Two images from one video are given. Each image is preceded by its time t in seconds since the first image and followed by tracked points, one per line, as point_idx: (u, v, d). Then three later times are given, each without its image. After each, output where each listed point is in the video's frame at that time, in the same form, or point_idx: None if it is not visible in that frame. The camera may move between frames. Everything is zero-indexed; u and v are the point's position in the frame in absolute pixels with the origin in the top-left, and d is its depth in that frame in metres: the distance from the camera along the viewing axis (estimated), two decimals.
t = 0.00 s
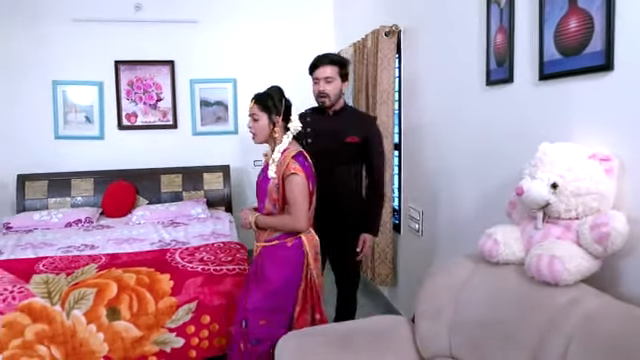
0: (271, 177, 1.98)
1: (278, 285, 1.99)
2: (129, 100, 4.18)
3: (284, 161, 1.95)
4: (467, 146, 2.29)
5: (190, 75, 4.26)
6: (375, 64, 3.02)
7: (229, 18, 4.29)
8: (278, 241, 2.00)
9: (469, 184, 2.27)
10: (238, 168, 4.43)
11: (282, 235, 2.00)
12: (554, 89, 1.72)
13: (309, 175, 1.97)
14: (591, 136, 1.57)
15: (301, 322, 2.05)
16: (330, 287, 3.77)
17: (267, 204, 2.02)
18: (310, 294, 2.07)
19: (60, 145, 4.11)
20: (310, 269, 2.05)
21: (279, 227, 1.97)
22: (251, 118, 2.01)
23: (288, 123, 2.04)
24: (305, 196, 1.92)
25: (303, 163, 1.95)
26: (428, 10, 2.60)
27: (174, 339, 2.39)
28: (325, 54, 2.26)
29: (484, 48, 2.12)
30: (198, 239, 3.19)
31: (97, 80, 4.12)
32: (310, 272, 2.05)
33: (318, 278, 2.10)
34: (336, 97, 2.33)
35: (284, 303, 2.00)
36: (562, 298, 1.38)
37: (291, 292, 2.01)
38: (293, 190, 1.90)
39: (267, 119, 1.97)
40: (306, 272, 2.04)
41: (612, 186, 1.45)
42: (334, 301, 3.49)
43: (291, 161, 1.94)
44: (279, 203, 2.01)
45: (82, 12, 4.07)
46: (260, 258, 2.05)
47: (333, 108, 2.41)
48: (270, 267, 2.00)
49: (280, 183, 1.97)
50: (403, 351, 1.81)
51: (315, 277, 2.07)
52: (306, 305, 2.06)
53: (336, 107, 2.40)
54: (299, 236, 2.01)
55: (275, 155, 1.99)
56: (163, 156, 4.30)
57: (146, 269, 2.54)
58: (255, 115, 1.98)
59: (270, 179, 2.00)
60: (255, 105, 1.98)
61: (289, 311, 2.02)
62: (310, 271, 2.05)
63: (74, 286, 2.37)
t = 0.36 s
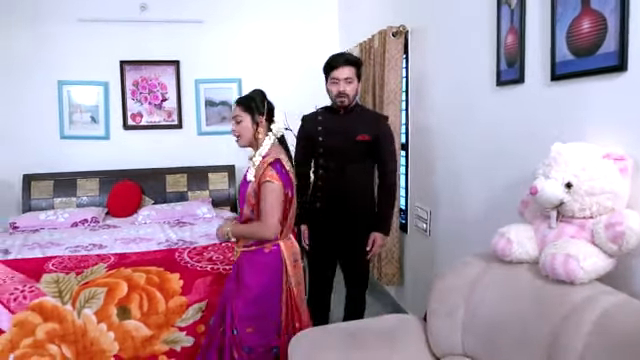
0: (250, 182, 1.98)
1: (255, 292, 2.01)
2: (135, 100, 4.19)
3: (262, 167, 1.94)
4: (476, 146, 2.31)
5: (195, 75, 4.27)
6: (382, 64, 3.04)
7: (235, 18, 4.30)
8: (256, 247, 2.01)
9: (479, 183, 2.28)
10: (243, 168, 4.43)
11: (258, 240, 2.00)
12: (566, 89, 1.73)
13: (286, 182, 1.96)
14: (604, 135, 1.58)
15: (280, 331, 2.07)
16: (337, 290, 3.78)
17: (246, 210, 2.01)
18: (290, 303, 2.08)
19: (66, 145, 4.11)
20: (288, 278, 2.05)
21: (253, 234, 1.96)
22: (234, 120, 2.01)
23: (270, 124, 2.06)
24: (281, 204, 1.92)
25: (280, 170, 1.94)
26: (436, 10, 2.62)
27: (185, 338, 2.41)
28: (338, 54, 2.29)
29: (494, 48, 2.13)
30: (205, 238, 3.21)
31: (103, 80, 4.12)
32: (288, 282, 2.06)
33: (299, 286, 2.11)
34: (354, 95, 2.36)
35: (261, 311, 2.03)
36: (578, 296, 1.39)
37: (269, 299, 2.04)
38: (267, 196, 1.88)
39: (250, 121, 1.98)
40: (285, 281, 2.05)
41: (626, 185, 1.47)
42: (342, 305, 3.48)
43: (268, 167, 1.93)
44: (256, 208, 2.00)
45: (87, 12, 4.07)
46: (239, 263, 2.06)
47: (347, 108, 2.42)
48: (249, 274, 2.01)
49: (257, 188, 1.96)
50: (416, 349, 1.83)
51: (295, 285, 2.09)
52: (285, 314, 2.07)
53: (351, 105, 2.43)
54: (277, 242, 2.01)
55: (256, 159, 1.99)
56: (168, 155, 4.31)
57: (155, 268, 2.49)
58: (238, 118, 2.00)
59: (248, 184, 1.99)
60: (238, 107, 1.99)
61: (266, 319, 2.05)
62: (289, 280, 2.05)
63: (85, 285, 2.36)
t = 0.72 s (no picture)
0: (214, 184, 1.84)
1: (226, 301, 1.86)
2: (139, 99, 4.19)
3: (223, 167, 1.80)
4: (485, 145, 2.32)
5: (200, 74, 4.27)
6: (388, 64, 3.06)
7: (239, 18, 4.31)
8: (225, 250, 1.85)
9: (488, 182, 2.29)
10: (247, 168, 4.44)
11: (229, 243, 1.85)
12: (578, 89, 1.75)
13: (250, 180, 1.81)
14: (617, 135, 1.59)
15: (259, 341, 1.91)
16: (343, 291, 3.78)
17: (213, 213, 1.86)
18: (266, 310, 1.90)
19: (71, 145, 4.11)
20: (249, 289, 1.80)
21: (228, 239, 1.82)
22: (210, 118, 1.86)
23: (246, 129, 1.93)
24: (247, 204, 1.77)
25: (241, 169, 1.80)
26: (444, 10, 2.63)
27: (193, 337, 2.41)
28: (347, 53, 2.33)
29: (503, 48, 2.14)
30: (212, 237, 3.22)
31: (107, 79, 4.13)
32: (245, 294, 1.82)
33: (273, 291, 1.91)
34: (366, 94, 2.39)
35: (235, 321, 1.88)
36: (594, 294, 1.40)
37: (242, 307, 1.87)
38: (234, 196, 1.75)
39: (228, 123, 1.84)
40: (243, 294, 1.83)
41: None
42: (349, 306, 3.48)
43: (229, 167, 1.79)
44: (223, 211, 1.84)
45: (93, 11, 4.08)
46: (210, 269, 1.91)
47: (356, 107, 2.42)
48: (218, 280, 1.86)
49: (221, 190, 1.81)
50: (428, 348, 1.84)
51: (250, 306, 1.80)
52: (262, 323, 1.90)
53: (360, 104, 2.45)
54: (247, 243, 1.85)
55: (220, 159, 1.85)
56: (173, 155, 4.31)
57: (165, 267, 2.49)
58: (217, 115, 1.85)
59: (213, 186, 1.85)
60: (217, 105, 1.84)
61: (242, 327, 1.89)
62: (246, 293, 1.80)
63: (95, 284, 2.37)
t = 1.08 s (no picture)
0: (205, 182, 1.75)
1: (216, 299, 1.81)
2: (144, 99, 4.19)
3: (217, 165, 1.72)
4: (494, 144, 2.32)
5: (204, 74, 4.28)
6: (395, 64, 3.07)
7: (244, 17, 4.31)
8: (214, 249, 1.79)
9: (496, 181, 2.30)
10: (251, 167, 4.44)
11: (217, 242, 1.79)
12: (588, 88, 1.76)
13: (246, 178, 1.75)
14: (628, 134, 1.60)
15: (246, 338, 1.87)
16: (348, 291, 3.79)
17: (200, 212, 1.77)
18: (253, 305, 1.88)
19: (76, 144, 4.11)
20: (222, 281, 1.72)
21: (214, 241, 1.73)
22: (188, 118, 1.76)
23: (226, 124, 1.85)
24: (242, 202, 1.71)
25: (238, 166, 1.74)
26: (452, 9, 2.64)
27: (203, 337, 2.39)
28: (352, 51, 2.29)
29: (512, 48, 2.15)
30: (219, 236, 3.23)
31: (112, 78, 4.13)
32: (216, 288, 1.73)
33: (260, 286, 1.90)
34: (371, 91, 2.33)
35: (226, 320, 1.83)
36: (606, 293, 1.41)
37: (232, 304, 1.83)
38: (229, 196, 1.68)
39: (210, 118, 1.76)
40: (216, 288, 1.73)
41: None
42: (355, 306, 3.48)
43: (225, 164, 1.72)
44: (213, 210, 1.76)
45: (97, 11, 4.08)
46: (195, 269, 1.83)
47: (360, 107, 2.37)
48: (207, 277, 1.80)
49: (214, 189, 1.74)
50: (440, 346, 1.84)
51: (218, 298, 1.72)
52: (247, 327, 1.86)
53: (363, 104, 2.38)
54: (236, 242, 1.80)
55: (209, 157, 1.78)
56: (177, 154, 4.30)
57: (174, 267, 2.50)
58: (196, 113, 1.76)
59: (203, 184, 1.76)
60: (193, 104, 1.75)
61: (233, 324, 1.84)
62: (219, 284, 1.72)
63: (104, 283, 2.38)
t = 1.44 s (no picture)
0: (191, 180, 1.77)
1: (205, 292, 1.81)
2: (149, 99, 4.19)
3: (205, 164, 1.77)
4: (501, 144, 2.33)
5: (209, 74, 4.28)
6: (401, 63, 3.07)
7: (249, 17, 4.32)
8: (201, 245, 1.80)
9: (504, 180, 2.30)
10: (256, 166, 4.44)
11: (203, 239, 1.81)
12: (598, 88, 1.76)
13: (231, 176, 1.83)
14: None
15: (237, 328, 1.88)
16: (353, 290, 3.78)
17: (185, 211, 1.79)
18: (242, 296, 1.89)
19: (81, 143, 4.12)
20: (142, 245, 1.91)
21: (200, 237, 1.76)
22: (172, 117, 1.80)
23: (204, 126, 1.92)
24: (229, 200, 1.77)
25: (225, 165, 1.80)
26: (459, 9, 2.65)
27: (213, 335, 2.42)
28: (351, 51, 2.26)
29: (521, 48, 2.16)
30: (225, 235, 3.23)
31: (117, 78, 4.13)
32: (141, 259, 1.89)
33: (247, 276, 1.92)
34: (363, 93, 2.29)
35: (216, 312, 1.83)
36: (620, 291, 1.42)
37: (221, 295, 1.83)
38: (219, 193, 1.74)
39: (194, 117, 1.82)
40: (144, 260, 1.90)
41: None
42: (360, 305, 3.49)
43: (213, 163, 1.77)
44: (199, 208, 1.79)
45: (102, 10, 4.08)
46: (183, 267, 1.81)
47: (356, 106, 2.33)
48: (197, 273, 1.80)
49: (201, 187, 1.77)
50: (451, 345, 1.85)
51: (154, 254, 1.81)
52: (238, 318, 1.88)
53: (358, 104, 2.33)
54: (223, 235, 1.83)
55: (192, 156, 1.81)
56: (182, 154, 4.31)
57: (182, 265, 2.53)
58: (181, 112, 1.81)
59: (188, 183, 1.78)
60: (178, 102, 1.80)
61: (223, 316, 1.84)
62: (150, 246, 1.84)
63: (114, 282, 2.38)
